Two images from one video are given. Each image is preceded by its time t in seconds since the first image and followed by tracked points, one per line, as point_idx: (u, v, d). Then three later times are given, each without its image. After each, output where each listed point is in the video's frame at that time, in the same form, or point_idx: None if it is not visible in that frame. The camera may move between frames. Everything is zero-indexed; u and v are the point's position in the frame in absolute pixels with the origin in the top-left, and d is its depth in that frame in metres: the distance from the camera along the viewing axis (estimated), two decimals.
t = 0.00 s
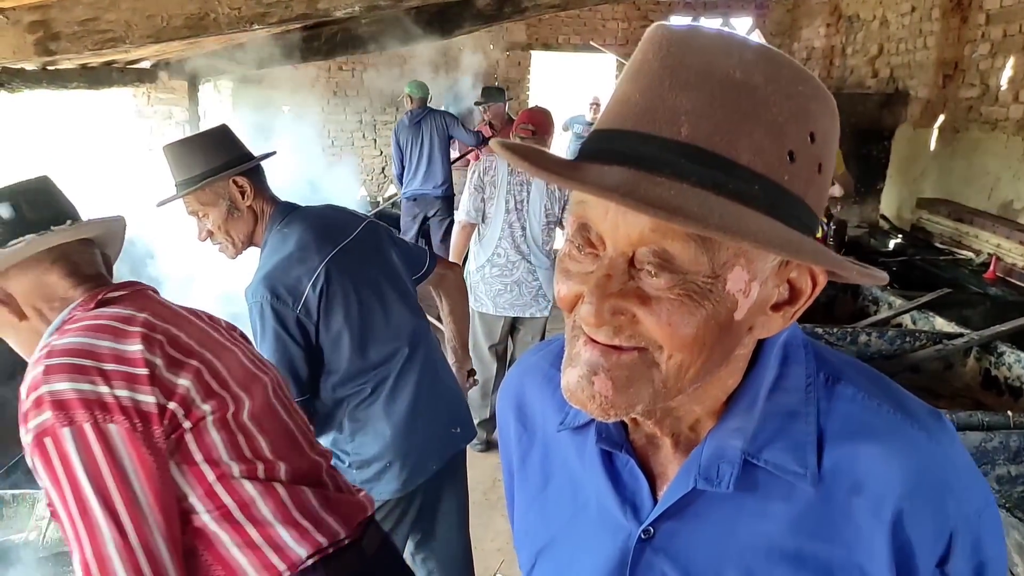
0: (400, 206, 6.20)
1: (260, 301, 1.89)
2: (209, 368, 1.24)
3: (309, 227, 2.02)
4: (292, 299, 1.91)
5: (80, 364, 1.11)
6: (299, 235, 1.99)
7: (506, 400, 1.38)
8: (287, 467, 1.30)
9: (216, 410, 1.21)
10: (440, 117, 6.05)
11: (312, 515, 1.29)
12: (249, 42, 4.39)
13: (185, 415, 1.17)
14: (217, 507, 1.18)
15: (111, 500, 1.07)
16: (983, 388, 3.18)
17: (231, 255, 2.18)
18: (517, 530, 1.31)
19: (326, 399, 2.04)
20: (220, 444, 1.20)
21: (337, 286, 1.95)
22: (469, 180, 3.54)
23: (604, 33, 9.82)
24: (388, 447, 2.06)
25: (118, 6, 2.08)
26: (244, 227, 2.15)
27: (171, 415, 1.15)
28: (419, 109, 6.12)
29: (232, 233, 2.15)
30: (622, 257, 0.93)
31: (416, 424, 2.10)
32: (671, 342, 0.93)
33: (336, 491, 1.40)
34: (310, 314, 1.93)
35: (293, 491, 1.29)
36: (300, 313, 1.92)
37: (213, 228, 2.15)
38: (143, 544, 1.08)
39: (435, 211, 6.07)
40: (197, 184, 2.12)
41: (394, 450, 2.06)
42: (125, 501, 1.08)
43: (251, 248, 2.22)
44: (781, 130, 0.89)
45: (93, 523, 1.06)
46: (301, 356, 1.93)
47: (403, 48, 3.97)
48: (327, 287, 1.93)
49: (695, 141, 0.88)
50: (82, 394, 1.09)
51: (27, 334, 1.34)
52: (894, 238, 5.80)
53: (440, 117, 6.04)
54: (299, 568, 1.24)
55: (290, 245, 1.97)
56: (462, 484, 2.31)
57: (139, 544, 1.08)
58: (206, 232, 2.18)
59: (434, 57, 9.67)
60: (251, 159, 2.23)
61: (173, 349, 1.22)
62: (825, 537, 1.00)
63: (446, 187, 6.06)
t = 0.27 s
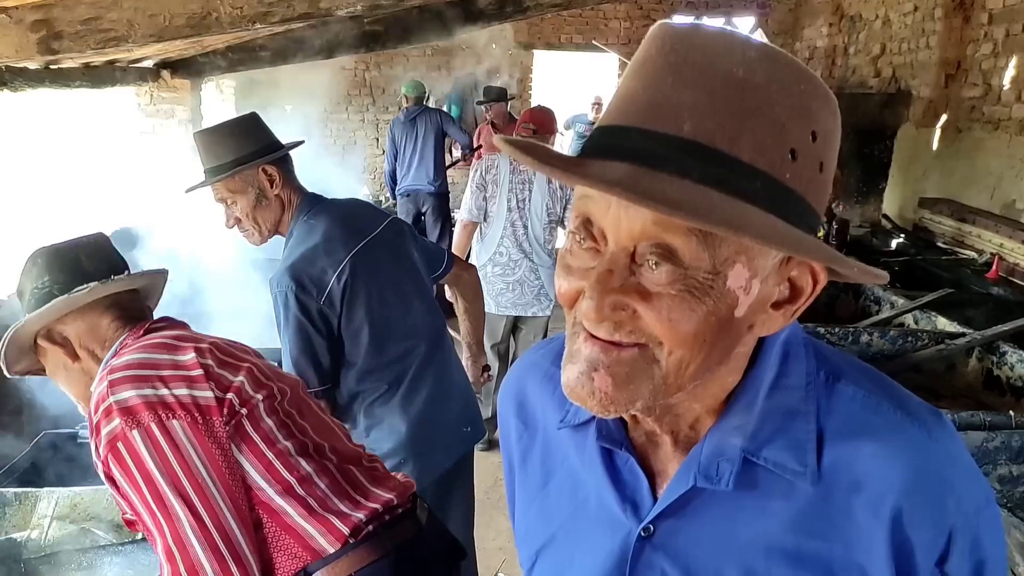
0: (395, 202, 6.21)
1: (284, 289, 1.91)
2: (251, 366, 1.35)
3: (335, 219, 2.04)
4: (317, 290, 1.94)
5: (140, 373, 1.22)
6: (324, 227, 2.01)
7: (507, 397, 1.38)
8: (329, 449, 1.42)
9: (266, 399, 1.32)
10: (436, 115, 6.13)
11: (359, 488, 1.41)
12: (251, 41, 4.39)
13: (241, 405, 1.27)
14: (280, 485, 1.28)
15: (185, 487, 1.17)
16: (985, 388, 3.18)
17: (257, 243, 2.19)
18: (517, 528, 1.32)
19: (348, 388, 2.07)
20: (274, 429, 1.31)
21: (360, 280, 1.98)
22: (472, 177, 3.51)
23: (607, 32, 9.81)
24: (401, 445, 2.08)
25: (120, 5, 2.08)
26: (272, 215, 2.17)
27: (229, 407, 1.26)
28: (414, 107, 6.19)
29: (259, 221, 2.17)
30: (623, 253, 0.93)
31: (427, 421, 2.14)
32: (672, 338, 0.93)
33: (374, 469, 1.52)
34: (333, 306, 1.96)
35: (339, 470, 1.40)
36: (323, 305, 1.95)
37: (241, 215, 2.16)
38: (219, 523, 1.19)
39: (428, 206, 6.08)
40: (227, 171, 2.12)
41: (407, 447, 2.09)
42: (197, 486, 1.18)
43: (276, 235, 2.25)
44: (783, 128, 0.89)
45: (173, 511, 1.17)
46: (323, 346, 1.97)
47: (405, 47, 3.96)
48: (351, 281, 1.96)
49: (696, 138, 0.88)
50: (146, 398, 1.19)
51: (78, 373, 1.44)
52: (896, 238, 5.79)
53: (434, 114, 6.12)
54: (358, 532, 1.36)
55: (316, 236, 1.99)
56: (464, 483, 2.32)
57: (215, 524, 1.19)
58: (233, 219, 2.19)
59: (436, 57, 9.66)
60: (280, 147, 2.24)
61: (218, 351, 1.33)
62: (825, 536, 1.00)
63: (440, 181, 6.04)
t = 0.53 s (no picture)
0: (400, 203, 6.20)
1: (297, 287, 1.92)
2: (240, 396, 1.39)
3: (348, 217, 2.06)
4: (330, 287, 1.95)
5: (129, 419, 1.26)
6: (337, 226, 2.03)
7: (510, 395, 1.38)
8: (328, 465, 1.44)
9: (257, 424, 1.35)
10: (445, 117, 6.09)
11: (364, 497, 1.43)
12: (252, 40, 4.38)
13: (233, 432, 1.31)
14: (283, 502, 1.30)
15: (183, 520, 1.21)
16: (988, 387, 3.17)
17: (272, 239, 2.21)
18: (519, 526, 1.32)
19: (358, 387, 2.08)
20: (269, 450, 1.34)
21: (374, 278, 2.00)
22: (474, 177, 3.53)
23: (609, 31, 9.80)
24: (412, 442, 2.10)
25: (123, 3, 2.08)
26: (287, 212, 2.18)
27: (221, 436, 1.29)
28: (423, 107, 6.14)
29: (275, 217, 2.18)
30: (623, 248, 0.93)
31: (437, 420, 2.15)
32: (671, 334, 0.93)
33: (379, 482, 1.54)
34: (347, 303, 1.97)
35: (342, 482, 1.43)
36: (337, 302, 1.96)
37: (256, 211, 2.18)
38: (220, 548, 1.22)
39: (434, 208, 6.07)
40: (242, 168, 2.14)
41: (417, 445, 2.11)
42: (195, 516, 1.22)
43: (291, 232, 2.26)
44: (783, 124, 0.89)
45: (174, 545, 1.21)
46: (336, 343, 1.97)
47: (407, 45, 3.96)
48: (364, 278, 1.98)
49: (696, 134, 0.88)
50: (135, 440, 1.23)
51: (81, 432, 1.49)
52: (899, 237, 5.79)
53: (444, 115, 6.08)
54: (370, 537, 1.36)
55: (330, 233, 2.01)
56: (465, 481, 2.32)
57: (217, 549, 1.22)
58: (249, 215, 2.21)
59: (438, 55, 9.66)
60: (296, 145, 2.26)
61: (205, 388, 1.36)
62: (825, 535, 1.00)
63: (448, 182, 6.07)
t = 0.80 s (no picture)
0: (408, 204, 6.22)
1: (297, 286, 1.93)
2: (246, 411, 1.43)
3: (349, 215, 2.06)
4: (329, 287, 1.95)
5: (136, 437, 1.30)
6: (338, 225, 2.03)
7: (511, 393, 1.38)
8: (338, 474, 1.48)
9: (264, 438, 1.40)
10: (454, 118, 6.06)
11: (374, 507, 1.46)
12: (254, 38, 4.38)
13: (239, 446, 1.35)
14: (292, 512, 1.34)
15: (189, 533, 1.25)
16: (990, 386, 3.17)
17: (275, 239, 2.21)
18: (519, 524, 1.32)
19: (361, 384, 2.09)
20: (277, 462, 1.38)
21: (373, 276, 2.00)
22: (474, 176, 3.55)
23: (612, 30, 9.80)
24: (412, 440, 2.12)
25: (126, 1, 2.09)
26: (289, 213, 2.18)
27: (228, 449, 1.33)
28: (433, 107, 6.13)
29: (277, 217, 2.18)
30: (621, 242, 0.93)
31: (438, 417, 2.16)
32: (670, 329, 0.93)
33: (393, 493, 1.56)
34: (346, 303, 1.98)
35: (353, 492, 1.46)
36: (337, 301, 1.97)
37: (258, 212, 2.18)
38: (228, 562, 1.26)
39: (444, 208, 6.10)
40: (243, 168, 2.15)
41: (418, 443, 2.12)
42: (201, 530, 1.26)
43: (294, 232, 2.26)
44: (783, 119, 0.89)
45: (182, 560, 1.25)
46: (336, 343, 1.98)
47: (409, 43, 3.96)
48: (364, 277, 1.98)
49: (695, 128, 0.88)
50: (142, 457, 1.28)
51: (89, 450, 1.57)
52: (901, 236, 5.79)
53: (454, 117, 6.06)
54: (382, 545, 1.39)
55: (329, 232, 2.01)
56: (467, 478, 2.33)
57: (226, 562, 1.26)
58: (251, 215, 2.21)
59: (440, 54, 9.66)
60: (295, 144, 2.26)
61: (212, 405, 1.41)
62: (826, 532, 1.00)
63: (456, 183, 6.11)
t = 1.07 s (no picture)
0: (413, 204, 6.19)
1: (305, 282, 1.94)
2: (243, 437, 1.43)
3: (358, 212, 2.07)
4: (338, 282, 1.96)
5: (133, 472, 1.31)
6: (347, 217, 2.05)
7: (512, 392, 1.38)
8: (341, 494, 1.47)
9: (263, 462, 1.39)
10: (460, 119, 6.05)
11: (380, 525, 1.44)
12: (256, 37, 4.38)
13: (238, 473, 1.35)
14: (295, 534, 1.33)
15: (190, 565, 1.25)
16: (992, 384, 3.17)
17: (287, 234, 2.21)
18: (521, 523, 1.32)
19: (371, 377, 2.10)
20: (278, 486, 1.37)
21: (380, 273, 2.01)
22: (476, 175, 3.54)
23: (614, 28, 9.80)
24: (418, 437, 2.11)
25: None
26: (301, 208, 2.19)
27: (228, 478, 1.33)
28: (440, 107, 6.12)
29: (289, 213, 2.19)
30: (622, 242, 0.93)
31: (445, 415, 2.16)
32: (672, 329, 0.93)
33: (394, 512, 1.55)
34: (354, 298, 1.98)
35: (358, 511, 1.45)
36: (345, 298, 1.97)
37: (269, 208, 2.18)
38: None
39: (449, 208, 6.06)
40: (253, 165, 2.15)
41: (424, 440, 2.12)
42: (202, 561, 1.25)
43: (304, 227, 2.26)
44: (785, 118, 0.89)
45: None
46: (346, 338, 2.00)
47: (411, 42, 3.96)
48: (371, 273, 1.99)
49: (696, 127, 0.88)
50: (140, 493, 1.28)
51: (84, 494, 1.52)
52: (904, 235, 5.77)
53: (460, 117, 6.05)
54: (391, 564, 1.37)
55: (338, 228, 2.02)
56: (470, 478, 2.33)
57: None
58: (262, 212, 2.21)
59: (442, 53, 9.67)
60: (304, 139, 2.27)
61: (207, 435, 1.41)
62: (828, 531, 1.00)
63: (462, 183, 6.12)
